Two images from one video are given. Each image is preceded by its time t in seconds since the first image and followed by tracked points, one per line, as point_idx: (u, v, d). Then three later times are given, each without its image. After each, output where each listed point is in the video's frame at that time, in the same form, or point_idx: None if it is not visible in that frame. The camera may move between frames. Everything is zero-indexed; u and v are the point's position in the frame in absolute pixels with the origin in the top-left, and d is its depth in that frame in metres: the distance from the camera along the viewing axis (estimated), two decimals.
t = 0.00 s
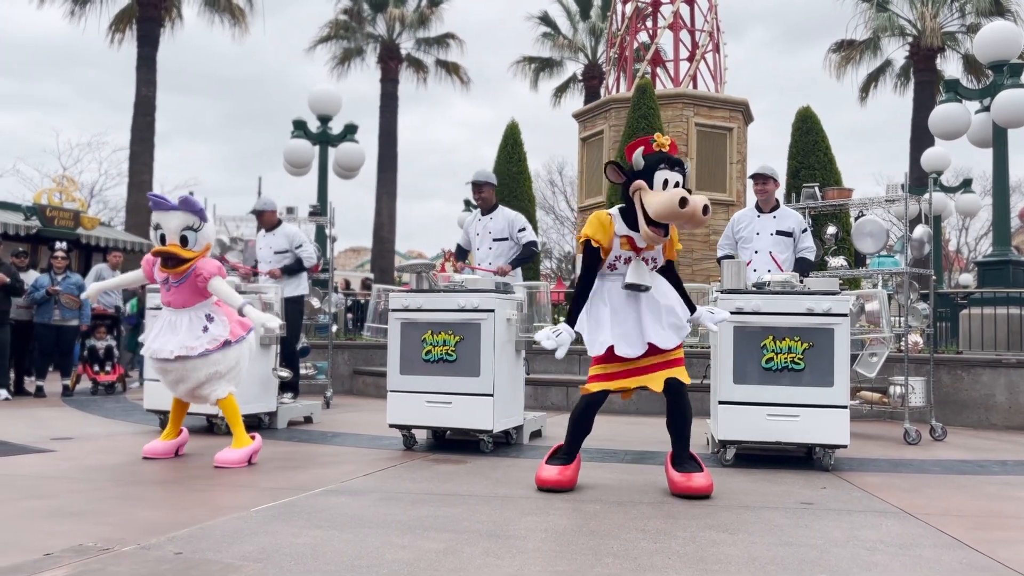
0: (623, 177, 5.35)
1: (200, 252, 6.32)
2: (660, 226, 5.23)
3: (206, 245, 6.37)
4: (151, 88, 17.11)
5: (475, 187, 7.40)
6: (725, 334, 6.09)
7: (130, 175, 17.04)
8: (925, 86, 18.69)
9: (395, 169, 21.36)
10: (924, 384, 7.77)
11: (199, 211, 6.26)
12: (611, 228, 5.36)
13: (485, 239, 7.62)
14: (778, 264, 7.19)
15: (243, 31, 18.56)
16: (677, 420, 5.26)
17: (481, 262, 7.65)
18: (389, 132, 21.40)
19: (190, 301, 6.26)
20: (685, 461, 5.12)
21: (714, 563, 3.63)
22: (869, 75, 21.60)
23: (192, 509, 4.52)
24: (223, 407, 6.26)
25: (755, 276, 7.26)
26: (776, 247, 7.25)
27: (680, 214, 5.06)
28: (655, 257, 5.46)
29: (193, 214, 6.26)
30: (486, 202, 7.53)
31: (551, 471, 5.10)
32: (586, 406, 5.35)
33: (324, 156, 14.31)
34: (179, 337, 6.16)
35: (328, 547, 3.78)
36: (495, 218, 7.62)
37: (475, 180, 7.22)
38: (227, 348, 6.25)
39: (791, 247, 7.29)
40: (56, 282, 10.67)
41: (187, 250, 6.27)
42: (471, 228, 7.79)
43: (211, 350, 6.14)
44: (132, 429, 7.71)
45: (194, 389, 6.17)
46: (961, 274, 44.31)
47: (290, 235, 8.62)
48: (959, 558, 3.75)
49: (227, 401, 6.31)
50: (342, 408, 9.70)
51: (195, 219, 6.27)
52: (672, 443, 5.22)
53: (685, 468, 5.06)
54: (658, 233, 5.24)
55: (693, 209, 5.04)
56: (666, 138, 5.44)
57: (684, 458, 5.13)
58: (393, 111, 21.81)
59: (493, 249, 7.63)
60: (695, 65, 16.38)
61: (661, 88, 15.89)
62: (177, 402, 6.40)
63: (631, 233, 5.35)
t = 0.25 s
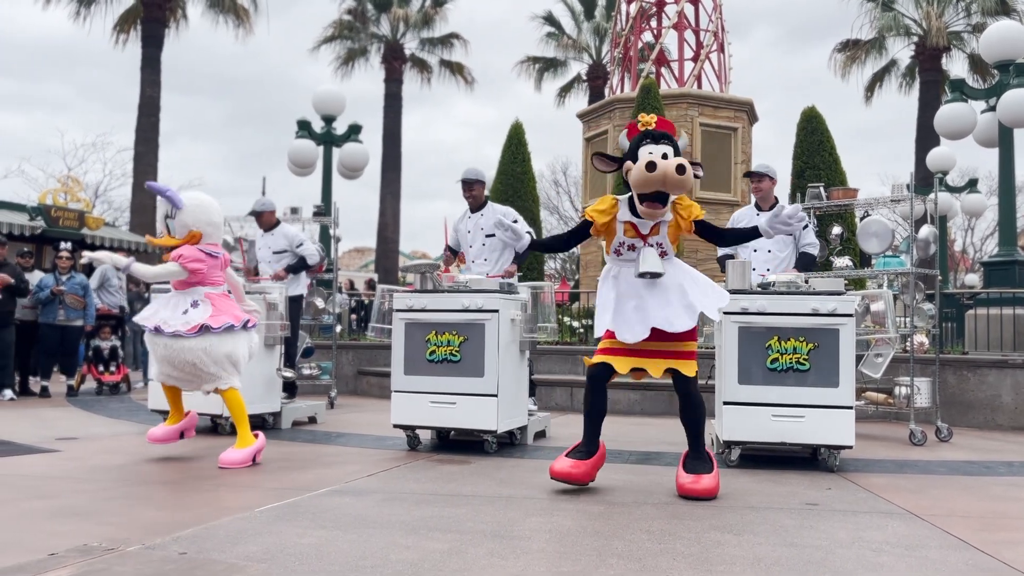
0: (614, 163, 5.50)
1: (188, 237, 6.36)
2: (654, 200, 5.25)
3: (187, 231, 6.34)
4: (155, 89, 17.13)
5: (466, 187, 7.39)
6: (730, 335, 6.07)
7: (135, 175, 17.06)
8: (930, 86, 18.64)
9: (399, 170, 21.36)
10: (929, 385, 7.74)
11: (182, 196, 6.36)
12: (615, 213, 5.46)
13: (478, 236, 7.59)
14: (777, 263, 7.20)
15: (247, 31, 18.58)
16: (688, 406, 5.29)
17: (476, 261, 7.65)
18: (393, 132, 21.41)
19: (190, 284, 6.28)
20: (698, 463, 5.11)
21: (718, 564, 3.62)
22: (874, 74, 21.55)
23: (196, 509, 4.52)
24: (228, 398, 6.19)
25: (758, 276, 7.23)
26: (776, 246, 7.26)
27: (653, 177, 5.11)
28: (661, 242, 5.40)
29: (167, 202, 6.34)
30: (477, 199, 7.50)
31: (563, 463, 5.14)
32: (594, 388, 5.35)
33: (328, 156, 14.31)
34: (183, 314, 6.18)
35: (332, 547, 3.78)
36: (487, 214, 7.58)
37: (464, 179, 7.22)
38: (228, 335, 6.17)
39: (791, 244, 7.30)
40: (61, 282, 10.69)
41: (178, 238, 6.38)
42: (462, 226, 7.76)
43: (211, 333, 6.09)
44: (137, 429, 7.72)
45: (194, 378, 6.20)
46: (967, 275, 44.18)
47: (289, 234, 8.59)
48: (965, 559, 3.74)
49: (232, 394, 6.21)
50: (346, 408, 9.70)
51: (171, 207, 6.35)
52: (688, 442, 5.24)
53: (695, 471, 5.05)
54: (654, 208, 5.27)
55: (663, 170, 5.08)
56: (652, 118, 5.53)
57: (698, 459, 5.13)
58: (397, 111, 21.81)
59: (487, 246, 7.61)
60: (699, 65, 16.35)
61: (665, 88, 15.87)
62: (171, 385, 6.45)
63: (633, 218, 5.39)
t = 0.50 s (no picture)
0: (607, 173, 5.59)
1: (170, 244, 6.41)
2: (631, 204, 5.32)
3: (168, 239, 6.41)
4: (159, 89, 17.16)
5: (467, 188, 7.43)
6: (735, 335, 6.07)
7: (139, 175, 17.09)
8: (935, 86, 18.61)
9: (403, 170, 21.38)
10: (934, 385, 7.73)
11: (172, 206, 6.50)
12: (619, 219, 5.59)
13: (478, 239, 7.57)
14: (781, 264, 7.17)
15: (251, 32, 18.61)
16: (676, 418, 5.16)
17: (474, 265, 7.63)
18: (397, 132, 21.43)
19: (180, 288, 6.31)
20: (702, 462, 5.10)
21: (723, 565, 3.61)
22: (879, 74, 21.52)
23: (200, 509, 4.53)
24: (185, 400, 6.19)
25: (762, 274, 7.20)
26: (781, 245, 7.22)
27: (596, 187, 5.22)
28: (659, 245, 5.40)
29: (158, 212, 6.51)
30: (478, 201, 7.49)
31: (590, 472, 5.07)
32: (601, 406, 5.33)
33: (332, 157, 14.33)
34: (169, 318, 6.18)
35: (335, 547, 3.78)
36: (488, 218, 7.57)
37: (464, 180, 7.27)
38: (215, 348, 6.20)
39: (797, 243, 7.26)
40: (66, 282, 10.71)
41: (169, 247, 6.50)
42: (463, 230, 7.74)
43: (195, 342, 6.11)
44: (141, 430, 7.73)
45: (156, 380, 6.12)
46: (971, 275, 44.09)
47: (293, 237, 8.55)
48: (970, 561, 3.73)
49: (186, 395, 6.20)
50: (350, 408, 9.71)
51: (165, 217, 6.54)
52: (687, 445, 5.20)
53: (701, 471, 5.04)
54: (635, 211, 5.32)
55: (600, 177, 5.18)
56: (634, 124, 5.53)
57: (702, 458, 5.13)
58: (401, 111, 21.82)
59: (486, 250, 7.59)
60: (703, 65, 16.34)
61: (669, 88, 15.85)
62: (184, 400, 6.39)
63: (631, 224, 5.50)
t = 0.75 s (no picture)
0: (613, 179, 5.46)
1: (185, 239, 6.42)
2: (648, 209, 5.24)
3: (183, 235, 6.43)
4: (164, 90, 17.19)
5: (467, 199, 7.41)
6: (739, 336, 6.06)
7: (144, 176, 17.12)
8: (940, 86, 18.58)
9: (407, 170, 21.39)
10: (939, 386, 7.71)
11: (190, 201, 6.44)
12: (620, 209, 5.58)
13: (483, 249, 7.56)
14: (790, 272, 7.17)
15: (256, 32, 18.64)
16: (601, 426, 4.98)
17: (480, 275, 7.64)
18: (402, 133, 21.45)
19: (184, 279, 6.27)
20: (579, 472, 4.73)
21: (727, 566, 3.61)
22: (883, 75, 21.50)
23: (205, 509, 4.53)
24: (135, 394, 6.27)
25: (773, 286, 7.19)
26: (787, 255, 7.22)
27: (633, 190, 5.14)
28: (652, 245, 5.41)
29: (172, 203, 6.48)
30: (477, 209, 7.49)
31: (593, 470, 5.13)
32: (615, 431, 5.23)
33: (336, 157, 14.34)
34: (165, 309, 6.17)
35: (340, 547, 3.78)
36: (490, 227, 7.57)
37: (465, 191, 7.24)
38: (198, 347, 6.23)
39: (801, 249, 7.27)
40: (71, 282, 10.74)
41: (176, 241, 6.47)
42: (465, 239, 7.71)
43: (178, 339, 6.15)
44: (146, 430, 7.74)
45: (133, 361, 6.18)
46: (976, 276, 44.01)
47: (290, 241, 8.61)
48: (975, 562, 3.72)
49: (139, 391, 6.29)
50: (354, 408, 9.72)
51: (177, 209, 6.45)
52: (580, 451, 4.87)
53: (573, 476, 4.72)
54: (652, 215, 5.25)
55: (642, 180, 5.10)
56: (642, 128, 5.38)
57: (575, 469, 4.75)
58: (405, 112, 21.85)
59: (491, 259, 7.58)
60: (707, 65, 16.33)
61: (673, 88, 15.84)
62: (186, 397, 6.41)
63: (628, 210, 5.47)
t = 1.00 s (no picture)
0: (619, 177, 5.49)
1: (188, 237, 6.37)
2: (648, 212, 5.23)
3: (188, 231, 6.38)
4: (168, 90, 17.21)
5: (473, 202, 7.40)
6: (742, 336, 6.06)
7: (148, 176, 17.14)
8: (944, 87, 18.55)
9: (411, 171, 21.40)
10: (943, 387, 7.70)
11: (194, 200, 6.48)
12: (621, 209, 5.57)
13: (487, 243, 7.58)
14: (790, 262, 7.17)
15: (259, 33, 18.66)
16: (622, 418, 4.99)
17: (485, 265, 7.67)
18: (405, 133, 21.45)
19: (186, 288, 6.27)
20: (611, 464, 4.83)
21: (730, 566, 3.61)
22: (887, 75, 21.48)
23: (209, 509, 4.54)
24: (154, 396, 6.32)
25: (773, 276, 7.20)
26: (783, 243, 7.21)
27: (635, 194, 5.15)
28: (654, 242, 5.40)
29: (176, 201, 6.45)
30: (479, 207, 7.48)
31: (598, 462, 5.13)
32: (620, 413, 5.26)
33: (339, 158, 14.35)
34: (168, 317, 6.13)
35: (342, 547, 3.79)
36: (496, 222, 7.57)
37: (467, 193, 7.21)
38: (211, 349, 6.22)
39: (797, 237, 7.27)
40: (75, 283, 10.75)
41: (179, 238, 6.40)
42: (471, 232, 7.73)
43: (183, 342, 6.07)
44: (149, 430, 7.75)
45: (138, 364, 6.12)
46: (981, 276, 43.89)
47: (293, 241, 8.61)
48: (979, 563, 3.72)
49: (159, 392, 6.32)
50: (357, 408, 9.73)
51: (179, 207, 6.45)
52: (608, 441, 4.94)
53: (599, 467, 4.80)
54: (653, 218, 5.24)
55: (645, 183, 5.10)
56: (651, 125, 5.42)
57: (614, 458, 4.86)
58: (408, 112, 21.86)
59: (496, 253, 7.60)
60: (711, 65, 16.31)
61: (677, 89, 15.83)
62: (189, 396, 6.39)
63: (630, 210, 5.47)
